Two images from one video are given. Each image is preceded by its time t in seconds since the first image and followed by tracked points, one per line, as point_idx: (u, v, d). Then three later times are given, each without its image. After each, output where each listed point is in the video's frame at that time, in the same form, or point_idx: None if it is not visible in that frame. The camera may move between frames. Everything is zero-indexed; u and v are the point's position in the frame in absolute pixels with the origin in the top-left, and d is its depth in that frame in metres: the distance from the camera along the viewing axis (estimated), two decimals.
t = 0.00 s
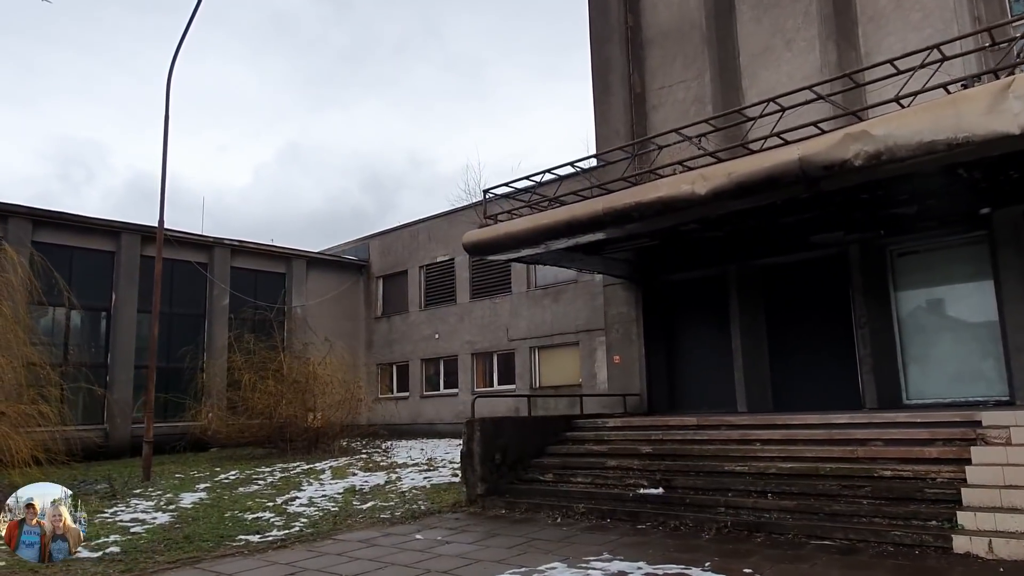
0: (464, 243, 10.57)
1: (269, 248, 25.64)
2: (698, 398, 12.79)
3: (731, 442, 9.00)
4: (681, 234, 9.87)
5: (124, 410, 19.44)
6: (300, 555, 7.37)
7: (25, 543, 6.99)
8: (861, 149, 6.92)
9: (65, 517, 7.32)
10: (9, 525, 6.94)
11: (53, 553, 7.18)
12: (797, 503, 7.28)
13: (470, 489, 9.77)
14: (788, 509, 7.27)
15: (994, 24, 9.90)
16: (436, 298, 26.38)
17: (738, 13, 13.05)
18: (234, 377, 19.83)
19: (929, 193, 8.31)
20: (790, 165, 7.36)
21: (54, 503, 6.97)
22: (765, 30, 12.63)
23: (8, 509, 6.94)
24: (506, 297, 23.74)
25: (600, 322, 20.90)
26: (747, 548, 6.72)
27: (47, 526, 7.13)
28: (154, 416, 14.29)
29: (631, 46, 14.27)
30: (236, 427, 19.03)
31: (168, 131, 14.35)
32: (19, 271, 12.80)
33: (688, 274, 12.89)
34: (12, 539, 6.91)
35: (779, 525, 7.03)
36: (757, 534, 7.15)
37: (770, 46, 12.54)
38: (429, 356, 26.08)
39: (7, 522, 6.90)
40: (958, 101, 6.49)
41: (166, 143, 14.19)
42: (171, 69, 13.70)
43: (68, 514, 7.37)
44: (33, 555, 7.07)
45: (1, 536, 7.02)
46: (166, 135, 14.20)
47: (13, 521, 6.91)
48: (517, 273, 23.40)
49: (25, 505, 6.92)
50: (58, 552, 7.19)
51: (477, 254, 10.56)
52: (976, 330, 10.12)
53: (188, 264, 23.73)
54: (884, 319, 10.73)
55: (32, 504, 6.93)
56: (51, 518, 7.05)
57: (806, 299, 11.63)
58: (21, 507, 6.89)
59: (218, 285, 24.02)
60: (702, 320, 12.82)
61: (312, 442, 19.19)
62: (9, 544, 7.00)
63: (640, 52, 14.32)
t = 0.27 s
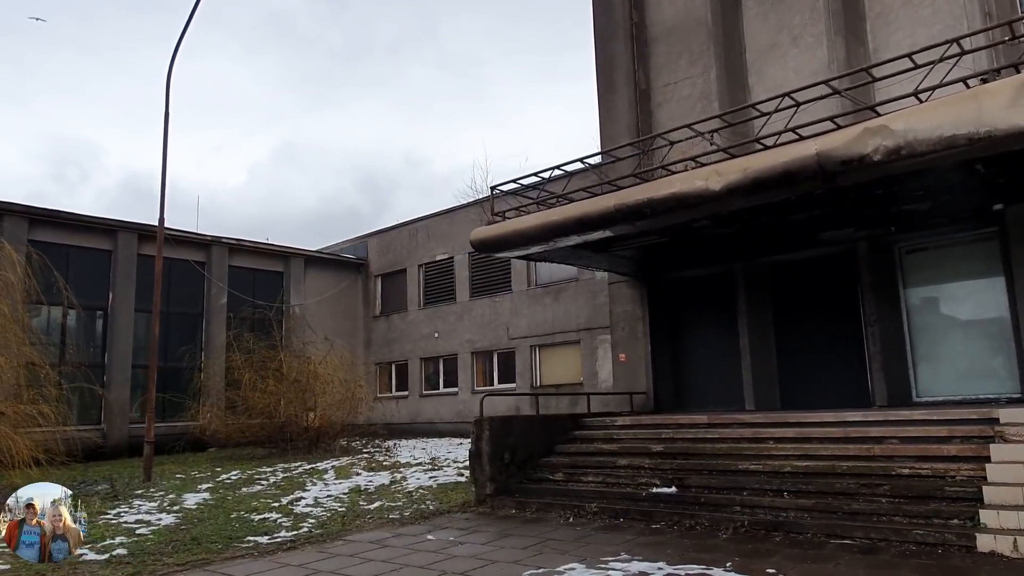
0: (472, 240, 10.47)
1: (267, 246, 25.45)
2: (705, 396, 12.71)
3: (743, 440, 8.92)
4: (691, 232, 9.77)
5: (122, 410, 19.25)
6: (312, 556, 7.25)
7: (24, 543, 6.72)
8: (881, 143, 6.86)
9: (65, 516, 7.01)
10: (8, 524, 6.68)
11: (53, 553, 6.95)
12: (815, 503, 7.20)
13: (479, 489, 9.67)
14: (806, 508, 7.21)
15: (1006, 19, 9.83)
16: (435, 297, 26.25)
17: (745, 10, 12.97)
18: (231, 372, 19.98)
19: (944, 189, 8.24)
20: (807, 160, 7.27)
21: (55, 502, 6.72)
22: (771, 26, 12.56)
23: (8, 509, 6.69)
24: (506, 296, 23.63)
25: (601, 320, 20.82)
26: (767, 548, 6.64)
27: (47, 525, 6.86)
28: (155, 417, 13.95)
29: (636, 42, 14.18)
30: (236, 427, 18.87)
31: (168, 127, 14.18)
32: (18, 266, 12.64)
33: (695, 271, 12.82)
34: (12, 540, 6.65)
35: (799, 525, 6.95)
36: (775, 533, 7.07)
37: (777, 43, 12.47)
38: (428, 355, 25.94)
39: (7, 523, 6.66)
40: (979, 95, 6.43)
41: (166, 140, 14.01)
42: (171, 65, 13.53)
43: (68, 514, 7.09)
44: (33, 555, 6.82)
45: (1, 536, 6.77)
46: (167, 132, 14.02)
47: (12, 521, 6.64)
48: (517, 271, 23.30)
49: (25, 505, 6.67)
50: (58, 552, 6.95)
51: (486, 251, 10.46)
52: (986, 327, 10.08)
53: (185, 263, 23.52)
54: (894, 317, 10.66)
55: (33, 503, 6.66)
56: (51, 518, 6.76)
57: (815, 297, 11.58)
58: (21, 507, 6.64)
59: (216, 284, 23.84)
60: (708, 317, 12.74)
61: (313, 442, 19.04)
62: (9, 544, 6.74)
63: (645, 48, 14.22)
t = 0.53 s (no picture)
0: (479, 237, 10.37)
1: (265, 245, 25.29)
2: (711, 394, 12.66)
3: (754, 439, 8.84)
4: (700, 229, 9.68)
5: (121, 409, 19.08)
6: (321, 558, 7.14)
7: (24, 543, 6.63)
8: (898, 139, 6.78)
9: (65, 516, 6.90)
10: (8, 524, 6.57)
11: (53, 553, 6.85)
12: (832, 503, 7.12)
13: (487, 489, 9.57)
14: (822, 507, 7.14)
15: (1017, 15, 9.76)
16: (434, 296, 26.13)
17: (750, 6, 12.89)
18: (231, 370, 19.96)
19: (958, 185, 8.16)
20: (822, 155, 7.19)
21: (55, 502, 6.60)
22: (778, 22, 12.48)
23: (8, 509, 6.59)
24: (507, 294, 23.53)
25: (602, 319, 20.74)
26: (784, 548, 6.56)
27: (47, 524, 6.76)
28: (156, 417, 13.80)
29: (640, 39, 14.09)
30: (236, 427, 18.72)
31: (168, 124, 14.03)
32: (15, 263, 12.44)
33: (701, 269, 12.74)
34: (12, 540, 6.54)
35: (815, 525, 6.88)
36: (791, 533, 6.99)
37: (784, 39, 12.39)
38: (428, 354, 25.82)
39: (7, 523, 6.54)
40: (999, 89, 6.35)
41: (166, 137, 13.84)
42: (171, 60, 13.39)
43: (68, 513, 6.97)
44: (32, 555, 6.73)
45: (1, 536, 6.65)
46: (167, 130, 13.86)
47: (12, 521, 6.52)
48: (518, 270, 23.20)
49: (25, 505, 6.56)
50: (58, 551, 6.87)
51: (493, 249, 10.36)
52: (996, 325, 10.02)
53: (183, 262, 23.35)
54: (903, 315, 10.61)
55: (33, 503, 6.55)
56: (51, 518, 6.66)
57: (823, 295, 11.51)
58: (21, 507, 6.53)
59: (215, 283, 23.68)
60: (714, 315, 12.67)
61: (313, 442, 18.91)
62: (9, 544, 6.63)
63: (649, 45, 14.13)
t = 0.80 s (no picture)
0: (486, 234, 10.25)
1: (266, 244, 25.13)
2: (718, 394, 12.55)
3: (767, 438, 8.75)
4: (711, 226, 9.55)
5: (121, 409, 18.91)
6: (329, 559, 7.00)
7: (24, 543, 6.62)
8: (919, 133, 6.67)
9: (65, 517, 6.92)
10: (9, 524, 6.57)
11: (53, 553, 6.85)
12: (850, 503, 7.00)
13: (495, 489, 9.44)
14: (840, 508, 7.01)
15: None
16: (435, 295, 25.98)
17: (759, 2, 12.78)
18: (230, 370, 19.86)
19: (975, 181, 8.05)
20: (840, 150, 7.07)
21: (54, 503, 6.60)
22: (787, 19, 12.37)
23: (8, 509, 6.61)
24: (509, 294, 23.39)
25: (605, 319, 20.62)
26: (803, 549, 6.43)
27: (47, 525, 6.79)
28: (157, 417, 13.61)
29: (647, 35, 13.97)
30: (236, 426, 18.56)
31: (170, 120, 13.86)
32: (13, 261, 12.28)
33: (709, 268, 12.62)
34: (12, 540, 6.53)
35: (834, 526, 6.76)
36: (809, 534, 6.87)
37: (793, 36, 12.28)
38: (429, 354, 25.67)
39: (7, 523, 6.54)
40: None
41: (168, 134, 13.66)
42: (174, 54, 13.24)
43: (68, 514, 6.99)
44: (33, 556, 6.71)
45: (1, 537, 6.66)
46: (168, 126, 13.67)
47: (12, 521, 6.53)
48: (520, 269, 23.06)
49: (25, 505, 6.56)
50: (58, 551, 6.87)
51: (501, 246, 10.24)
52: (1010, 324, 9.91)
53: (182, 260, 23.17)
54: (915, 314, 10.48)
55: (32, 504, 6.55)
56: (51, 518, 6.67)
57: (833, 293, 11.41)
58: (20, 507, 6.53)
59: (215, 282, 23.52)
60: (722, 315, 12.56)
61: (315, 441, 18.75)
62: (9, 544, 6.62)
63: (656, 42, 14.00)
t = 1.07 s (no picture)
0: (496, 229, 10.10)
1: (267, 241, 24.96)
2: (728, 391, 12.43)
3: (783, 436, 8.65)
4: (724, 221, 9.41)
5: (122, 407, 18.76)
6: (342, 561, 6.87)
7: (24, 543, 6.31)
8: (942, 125, 6.53)
9: (66, 516, 6.58)
10: (8, 524, 6.30)
11: (53, 553, 6.49)
12: (871, 502, 6.86)
13: (505, 488, 9.30)
14: (861, 507, 6.88)
15: None
16: (438, 292, 25.83)
17: None
18: (232, 366, 19.76)
19: (995, 174, 7.91)
20: (861, 143, 6.93)
21: (55, 502, 6.32)
22: (797, 11, 12.22)
23: (8, 509, 6.34)
24: (512, 290, 23.24)
25: (609, 315, 20.48)
26: (826, 550, 6.30)
27: (47, 524, 6.45)
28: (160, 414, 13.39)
29: (655, 29, 13.81)
30: (239, 424, 18.41)
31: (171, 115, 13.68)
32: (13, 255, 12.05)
33: (719, 263, 12.49)
34: (11, 540, 6.25)
35: (856, 526, 6.63)
36: (830, 534, 6.74)
37: (803, 29, 12.13)
38: (432, 351, 25.53)
39: (7, 523, 6.28)
40: None
41: (170, 128, 13.46)
42: (176, 47, 13.06)
43: (69, 513, 6.64)
44: (32, 556, 6.39)
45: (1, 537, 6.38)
46: (170, 121, 13.48)
47: (12, 521, 6.25)
48: (523, 265, 22.91)
49: (25, 505, 6.30)
50: (59, 552, 6.51)
51: (511, 242, 10.09)
52: None
53: (183, 257, 22.99)
54: (929, 309, 10.34)
55: (32, 503, 6.29)
56: (51, 518, 6.35)
57: (845, 289, 11.28)
58: (21, 507, 6.26)
59: (216, 280, 23.36)
60: (732, 311, 12.44)
61: (318, 439, 18.61)
62: (9, 544, 6.33)
63: (664, 35, 13.84)
